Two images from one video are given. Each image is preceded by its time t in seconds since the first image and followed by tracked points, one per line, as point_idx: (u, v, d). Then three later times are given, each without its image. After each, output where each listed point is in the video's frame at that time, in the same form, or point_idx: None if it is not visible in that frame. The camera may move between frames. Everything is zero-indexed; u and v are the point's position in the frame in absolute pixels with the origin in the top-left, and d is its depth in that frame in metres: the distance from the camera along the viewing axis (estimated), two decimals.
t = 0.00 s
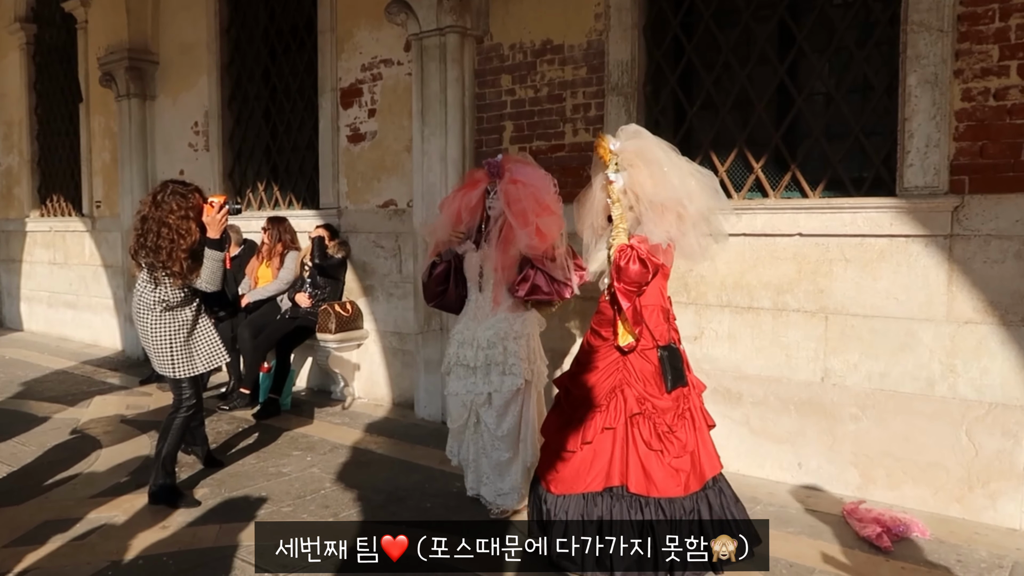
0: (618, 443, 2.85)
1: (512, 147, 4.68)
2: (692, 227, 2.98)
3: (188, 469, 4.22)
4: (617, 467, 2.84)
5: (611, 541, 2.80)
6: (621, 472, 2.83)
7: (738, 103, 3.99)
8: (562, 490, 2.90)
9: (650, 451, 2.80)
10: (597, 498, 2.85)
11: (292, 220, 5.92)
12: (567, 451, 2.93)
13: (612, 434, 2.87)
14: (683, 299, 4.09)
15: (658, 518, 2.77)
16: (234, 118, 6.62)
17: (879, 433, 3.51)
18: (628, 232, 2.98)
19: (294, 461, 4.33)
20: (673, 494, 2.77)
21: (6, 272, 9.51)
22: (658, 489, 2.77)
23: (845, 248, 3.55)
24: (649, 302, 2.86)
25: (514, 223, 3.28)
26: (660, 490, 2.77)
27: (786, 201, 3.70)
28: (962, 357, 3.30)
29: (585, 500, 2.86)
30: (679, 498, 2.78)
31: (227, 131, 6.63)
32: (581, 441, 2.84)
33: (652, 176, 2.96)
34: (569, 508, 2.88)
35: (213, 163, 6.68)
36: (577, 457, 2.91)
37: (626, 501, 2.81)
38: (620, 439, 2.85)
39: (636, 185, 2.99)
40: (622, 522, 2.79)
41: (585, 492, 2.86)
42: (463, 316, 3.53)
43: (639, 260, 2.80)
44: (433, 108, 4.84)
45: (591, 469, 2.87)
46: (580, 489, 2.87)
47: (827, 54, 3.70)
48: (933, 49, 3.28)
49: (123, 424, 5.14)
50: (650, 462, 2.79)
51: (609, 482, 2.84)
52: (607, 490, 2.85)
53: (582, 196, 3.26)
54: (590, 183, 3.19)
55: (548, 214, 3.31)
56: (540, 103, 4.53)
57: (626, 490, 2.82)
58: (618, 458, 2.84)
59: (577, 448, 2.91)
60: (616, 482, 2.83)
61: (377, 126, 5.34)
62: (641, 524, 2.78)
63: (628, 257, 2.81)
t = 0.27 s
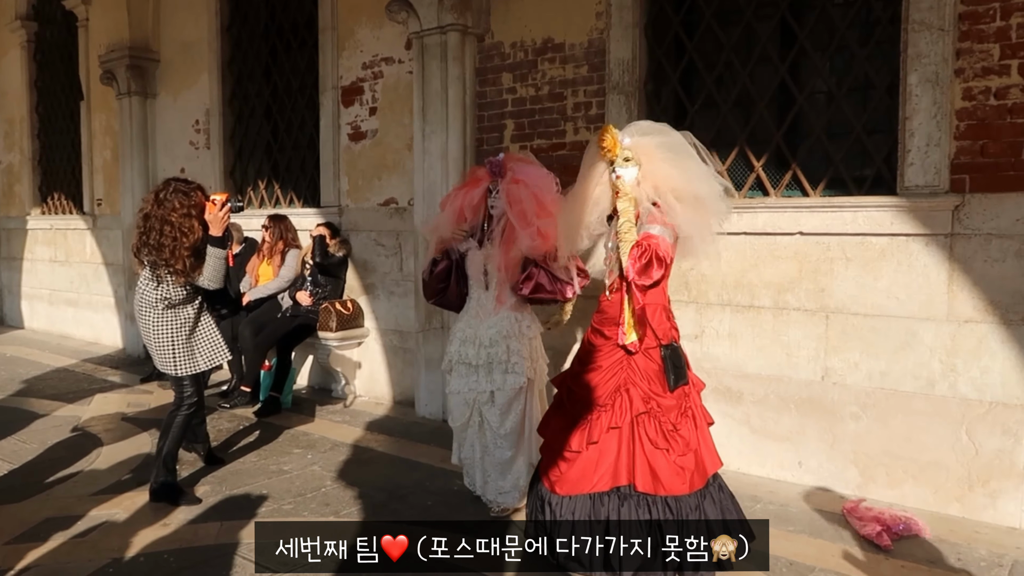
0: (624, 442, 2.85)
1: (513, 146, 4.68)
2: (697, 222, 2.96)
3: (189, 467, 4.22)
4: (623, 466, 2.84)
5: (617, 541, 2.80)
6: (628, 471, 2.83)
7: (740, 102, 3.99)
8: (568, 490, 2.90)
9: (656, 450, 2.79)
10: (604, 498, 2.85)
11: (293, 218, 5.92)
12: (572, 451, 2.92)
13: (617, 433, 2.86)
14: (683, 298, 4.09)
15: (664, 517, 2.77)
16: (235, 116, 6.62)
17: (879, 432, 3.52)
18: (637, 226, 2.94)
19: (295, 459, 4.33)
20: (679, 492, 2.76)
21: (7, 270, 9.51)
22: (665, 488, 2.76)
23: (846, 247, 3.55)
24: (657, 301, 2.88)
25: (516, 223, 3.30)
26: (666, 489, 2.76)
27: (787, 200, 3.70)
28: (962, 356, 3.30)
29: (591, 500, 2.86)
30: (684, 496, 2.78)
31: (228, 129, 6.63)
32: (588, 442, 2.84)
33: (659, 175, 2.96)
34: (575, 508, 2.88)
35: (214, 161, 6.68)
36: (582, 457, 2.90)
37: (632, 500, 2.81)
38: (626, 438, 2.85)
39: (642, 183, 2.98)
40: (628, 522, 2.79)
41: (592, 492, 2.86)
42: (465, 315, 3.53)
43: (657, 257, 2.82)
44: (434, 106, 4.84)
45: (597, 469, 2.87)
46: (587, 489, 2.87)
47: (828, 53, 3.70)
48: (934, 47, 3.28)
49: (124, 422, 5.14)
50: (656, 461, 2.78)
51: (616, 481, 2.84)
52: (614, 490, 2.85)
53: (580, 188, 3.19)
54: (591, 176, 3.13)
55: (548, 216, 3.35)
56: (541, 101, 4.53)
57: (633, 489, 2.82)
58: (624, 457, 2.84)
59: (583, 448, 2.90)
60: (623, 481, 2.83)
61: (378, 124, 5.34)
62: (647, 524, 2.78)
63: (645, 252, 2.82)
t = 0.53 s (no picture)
0: (629, 444, 2.84)
1: (513, 147, 4.68)
2: (706, 222, 2.94)
3: (189, 467, 4.22)
4: (628, 468, 2.82)
5: (624, 542, 2.77)
6: (634, 472, 2.81)
7: (741, 103, 3.99)
8: (573, 492, 2.85)
9: (662, 451, 2.78)
10: (610, 500, 2.82)
11: (293, 219, 5.92)
12: (576, 453, 2.88)
13: (622, 435, 2.85)
14: (684, 299, 4.09)
15: (670, 518, 2.77)
16: (235, 117, 6.63)
17: (880, 433, 3.52)
18: (643, 226, 2.91)
19: (296, 459, 4.33)
20: (684, 493, 2.77)
21: (8, 270, 9.53)
22: (671, 489, 2.76)
23: (847, 248, 3.55)
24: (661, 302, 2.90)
25: (515, 228, 3.31)
26: (672, 490, 2.76)
27: (788, 201, 3.71)
28: (963, 357, 3.30)
29: (597, 502, 2.83)
30: (689, 497, 2.79)
31: (229, 130, 6.64)
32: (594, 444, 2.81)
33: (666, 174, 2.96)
34: (579, 511, 2.85)
35: (215, 161, 6.68)
36: (586, 459, 2.87)
37: (638, 501, 2.79)
38: (631, 439, 2.84)
39: (647, 183, 2.97)
40: (634, 523, 2.77)
41: (597, 494, 2.82)
42: (466, 316, 3.54)
43: (667, 260, 2.81)
44: (435, 107, 4.84)
45: (602, 470, 2.83)
46: (592, 491, 2.83)
47: (829, 54, 3.71)
48: (935, 49, 3.28)
49: (124, 422, 5.14)
50: (662, 462, 2.78)
51: (621, 483, 2.82)
52: (620, 492, 2.82)
53: (579, 188, 3.11)
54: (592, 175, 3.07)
55: (545, 221, 3.35)
56: (541, 102, 4.53)
57: (639, 490, 2.81)
58: (630, 458, 2.82)
59: (587, 450, 2.87)
60: (630, 483, 2.81)
61: (379, 125, 5.34)
62: (653, 525, 2.77)
63: (654, 254, 2.80)
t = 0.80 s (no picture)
0: (633, 445, 2.83)
1: (514, 149, 4.68)
2: (708, 224, 2.97)
3: (190, 469, 4.23)
4: (633, 470, 2.81)
5: (630, 544, 2.78)
6: (638, 474, 2.81)
7: (741, 105, 3.99)
8: (578, 495, 2.84)
9: (666, 452, 2.78)
10: (615, 503, 2.82)
11: (294, 221, 5.93)
12: (581, 456, 2.87)
13: (627, 436, 2.84)
14: (685, 301, 4.09)
15: (676, 519, 2.77)
16: (236, 119, 6.64)
17: (881, 435, 3.52)
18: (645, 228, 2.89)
19: (296, 461, 4.34)
20: (689, 494, 2.77)
21: (9, 272, 9.54)
22: (677, 491, 2.75)
23: (848, 250, 3.56)
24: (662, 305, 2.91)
25: (516, 231, 3.30)
26: (677, 491, 2.76)
27: (788, 204, 3.71)
28: (963, 359, 3.30)
29: (602, 504, 2.83)
30: (693, 498, 2.79)
31: (229, 132, 6.64)
32: (600, 446, 2.79)
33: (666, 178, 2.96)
34: (584, 513, 2.84)
35: (216, 163, 6.69)
36: (590, 462, 2.85)
37: (643, 503, 2.79)
38: (635, 441, 2.83)
39: (650, 187, 2.97)
40: (640, 525, 2.77)
41: (603, 496, 2.82)
42: (467, 318, 3.54)
43: (669, 259, 2.82)
44: (435, 109, 4.85)
45: (607, 472, 2.83)
46: (597, 493, 2.82)
47: (829, 57, 3.71)
48: (935, 51, 3.28)
49: (125, 424, 5.15)
50: (667, 463, 2.77)
51: (627, 485, 2.81)
52: (625, 494, 2.82)
53: (579, 191, 3.11)
54: (592, 178, 3.05)
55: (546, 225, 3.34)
56: (542, 105, 4.54)
57: (644, 492, 2.80)
58: (634, 460, 2.81)
59: (592, 452, 2.85)
60: (635, 485, 2.80)
61: (380, 127, 5.35)
62: (659, 526, 2.77)
63: (658, 257, 2.80)
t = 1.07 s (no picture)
0: (632, 446, 2.83)
1: (513, 151, 4.69)
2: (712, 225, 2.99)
3: (190, 471, 4.23)
4: (632, 470, 2.81)
5: (627, 546, 2.78)
6: (637, 475, 2.81)
7: (741, 107, 4.00)
8: (576, 495, 2.84)
9: (665, 453, 2.78)
10: (613, 503, 2.82)
11: (295, 222, 5.93)
12: (580, 456, 2.87)
13: (626, 437, 2.84)
14: (685, 302, 4.09)
15: (673, 520, 2.77)
16: (237, 121, 6.65)
17: (880, 437, 3.52)
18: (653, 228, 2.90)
19: (296, 463, 4.34)
20: (687, 496, 2.77)
21: (9, 274, 9.54)
22: (674, 492, 2.76)
23: (847, 252, 3.56)
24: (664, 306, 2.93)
25: (512, 232, 3.28)
26: (675, 492, 2.75)
27: (788, 205, 3.71)
28: (963, 361, 3.31)
29: (600, 504, 2.83)
30: (691, 499, 2.79)
31: (230, 133, 6.65)
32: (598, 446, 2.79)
33: (671, 177, 2.97)
34: (582, 513, 2.84)
35: (216, 165, 6.69)
36: (589, 462, 2.86)
37: (641, 504, 2.79)
38: (634, 441, 2.83)
39: (656, 186, 2.97)
40: (637, 527, 2.77)
41: (600, 497, 2.82)
42: (467, 320, 3.54)
43: (675, 260, 2.88)
44: (436, 111, 4.85)
45: (605, 473, 2.83)
46: (595, 493, 2.82)
47: (829, 58, 3.72)
48: (935, 53, 3.29)
49: (125, 425, 5.15)
50: (665, 464, 2.77)
51: (625, 486, 2.81)
52: (623, 495, 2.82)
53: (579, 191, 3.12)
54: (592, 177, 3.08)
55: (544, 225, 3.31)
56: (542, 106, 4.54)
57: (642, 493, 2.80)
58: (633, 461, 2.81)
59: (590, 452, 2.86)
60: (633, 486, 2.80)
61: (380, 129, 5.36)
62: (656, 528, 2.77)
63: (667, 257, 2.85)
